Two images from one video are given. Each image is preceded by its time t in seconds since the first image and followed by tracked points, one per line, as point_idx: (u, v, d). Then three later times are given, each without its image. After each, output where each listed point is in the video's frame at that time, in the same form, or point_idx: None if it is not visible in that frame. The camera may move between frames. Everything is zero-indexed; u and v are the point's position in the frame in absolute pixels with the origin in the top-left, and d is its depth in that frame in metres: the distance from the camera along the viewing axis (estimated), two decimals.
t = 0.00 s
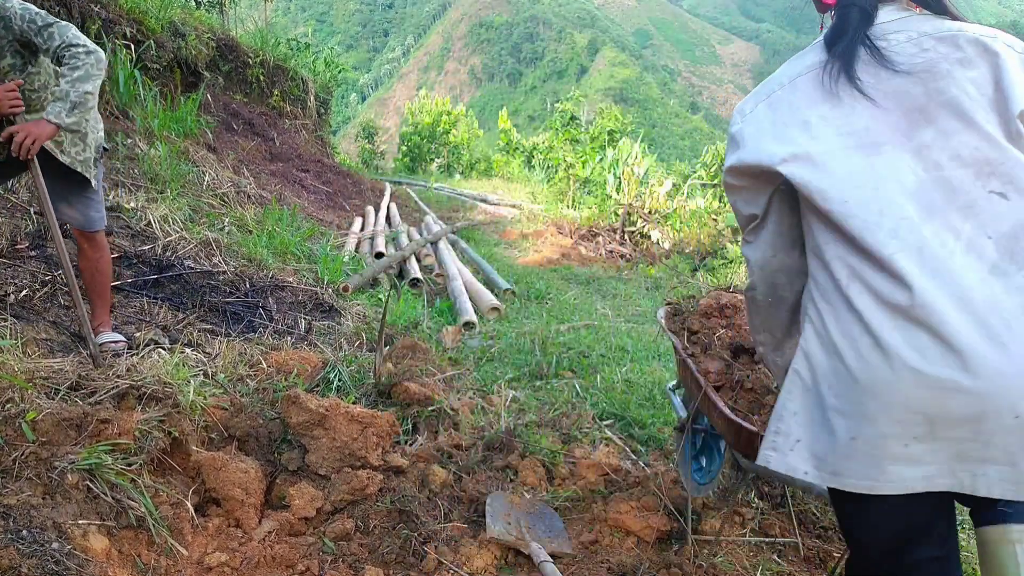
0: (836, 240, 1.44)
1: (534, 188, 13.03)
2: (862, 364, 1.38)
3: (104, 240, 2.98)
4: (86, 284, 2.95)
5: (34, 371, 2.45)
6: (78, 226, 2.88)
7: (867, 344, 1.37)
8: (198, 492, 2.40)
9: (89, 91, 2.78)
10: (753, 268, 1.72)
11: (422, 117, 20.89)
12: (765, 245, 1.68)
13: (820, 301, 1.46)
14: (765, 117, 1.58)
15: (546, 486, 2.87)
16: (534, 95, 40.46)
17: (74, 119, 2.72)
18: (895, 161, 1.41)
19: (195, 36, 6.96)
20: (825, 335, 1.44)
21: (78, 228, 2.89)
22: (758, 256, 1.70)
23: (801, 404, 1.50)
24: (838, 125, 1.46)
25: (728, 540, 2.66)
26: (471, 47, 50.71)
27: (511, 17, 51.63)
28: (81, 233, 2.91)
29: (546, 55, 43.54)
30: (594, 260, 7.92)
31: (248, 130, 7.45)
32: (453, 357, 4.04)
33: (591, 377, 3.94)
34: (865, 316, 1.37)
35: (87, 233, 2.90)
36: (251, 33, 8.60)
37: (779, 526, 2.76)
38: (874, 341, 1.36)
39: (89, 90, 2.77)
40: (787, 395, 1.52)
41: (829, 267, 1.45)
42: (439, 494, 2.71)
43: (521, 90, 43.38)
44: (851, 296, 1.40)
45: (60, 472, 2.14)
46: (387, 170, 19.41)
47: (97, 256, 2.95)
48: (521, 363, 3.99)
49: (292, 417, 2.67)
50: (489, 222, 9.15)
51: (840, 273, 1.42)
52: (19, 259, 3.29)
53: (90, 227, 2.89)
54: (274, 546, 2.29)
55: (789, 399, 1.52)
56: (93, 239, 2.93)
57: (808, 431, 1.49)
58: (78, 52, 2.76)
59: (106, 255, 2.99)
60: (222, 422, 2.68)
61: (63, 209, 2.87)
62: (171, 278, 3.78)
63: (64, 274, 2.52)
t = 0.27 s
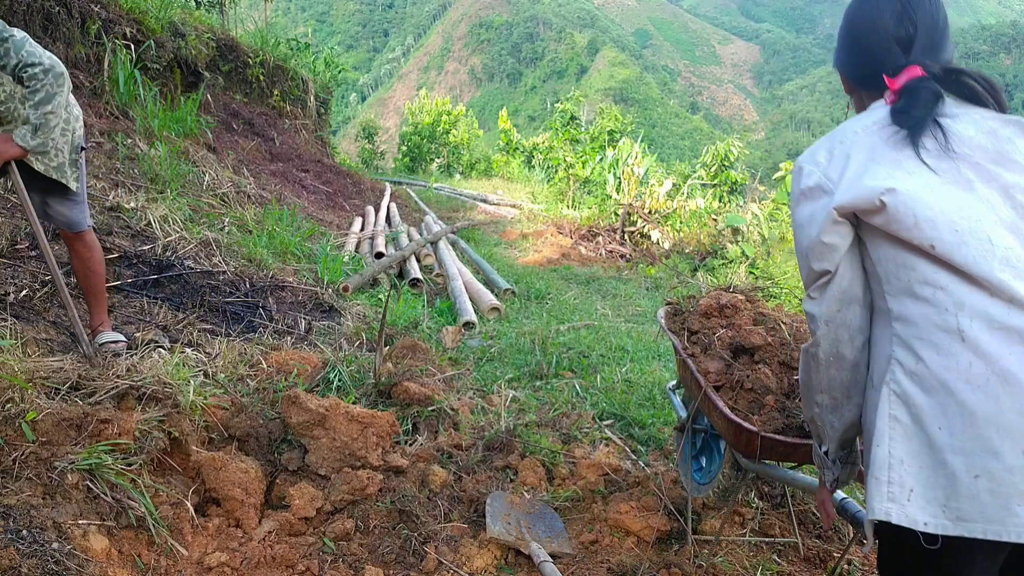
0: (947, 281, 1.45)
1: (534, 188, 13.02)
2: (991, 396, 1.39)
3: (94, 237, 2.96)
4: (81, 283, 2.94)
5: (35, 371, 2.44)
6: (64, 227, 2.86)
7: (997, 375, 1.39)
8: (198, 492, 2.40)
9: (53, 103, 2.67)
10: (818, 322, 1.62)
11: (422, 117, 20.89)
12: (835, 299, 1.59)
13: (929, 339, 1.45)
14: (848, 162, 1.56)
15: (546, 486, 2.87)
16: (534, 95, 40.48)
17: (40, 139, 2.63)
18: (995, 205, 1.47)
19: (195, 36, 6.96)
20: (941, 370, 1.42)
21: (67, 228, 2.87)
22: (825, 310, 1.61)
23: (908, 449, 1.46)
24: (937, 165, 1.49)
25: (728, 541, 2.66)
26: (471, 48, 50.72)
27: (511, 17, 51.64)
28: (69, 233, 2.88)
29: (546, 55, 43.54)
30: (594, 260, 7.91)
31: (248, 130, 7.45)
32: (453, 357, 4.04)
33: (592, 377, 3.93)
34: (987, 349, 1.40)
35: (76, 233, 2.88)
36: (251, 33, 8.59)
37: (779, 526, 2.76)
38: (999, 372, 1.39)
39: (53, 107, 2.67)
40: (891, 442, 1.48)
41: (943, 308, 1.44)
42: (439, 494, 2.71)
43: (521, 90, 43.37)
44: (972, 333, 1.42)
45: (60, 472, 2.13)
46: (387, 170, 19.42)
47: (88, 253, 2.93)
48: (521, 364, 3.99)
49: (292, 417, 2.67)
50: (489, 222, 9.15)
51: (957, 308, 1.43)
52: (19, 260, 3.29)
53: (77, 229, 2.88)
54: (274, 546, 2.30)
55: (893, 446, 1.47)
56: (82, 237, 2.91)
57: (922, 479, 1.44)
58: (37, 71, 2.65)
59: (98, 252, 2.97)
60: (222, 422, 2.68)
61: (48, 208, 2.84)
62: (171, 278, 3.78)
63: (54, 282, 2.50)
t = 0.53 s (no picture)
0: (980, 320, 1.62)
1: (534, 188, 13.03)
2: None
3: (103, 237, 2.95)
4: (86, 282, 2.94)
5: (34, 370, 2.44)
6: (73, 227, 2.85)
7: None
8: (198, 492, 2.40)
9: (57, 141, 2.63)
10: (865, 359, 1.70)
11: (422, 117, 20.90)
12: (878, 336, 1.69)
13: (974, 374, 1.59)
14: (887, 237, 1.74)
15: (546, 486, 2.87)
16: (533, 95, 40.49)
17: (32, 167, 2.58)
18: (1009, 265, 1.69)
19: (195, 36, 6.96)
20: (989, 398, 1.56)
21: (76, 228, 2.86)
22: (871, 345, 1.69)
23: (964, 474, 1.57)
24: (960, 236, 1.70)
25: (728, 541, 2.66)
26: (471, 48, 50.74)
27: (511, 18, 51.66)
28: (77, 233, 2.87)
29: (546, 55, 43.55)
30: (593, 259, 7.92)
31: (248, 130, 7.45)
32: (453, 357, 4.04)
33: (592, 377, 3.93)
34: None
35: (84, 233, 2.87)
36: (251, 33, 8.59)
37: (779, 525, 2.77)
38: None
39: (54, 145, 2.62)
40: (948, 472, 1.58)
41: (978, 343, 1.60)
42: (439, 494, 2.71)
43: (521, 90, 43.38)
44: (1009, 362, 1.57)
45: (60, 472, 2.13)
46: (387, 170, 19.43)
47: (96, 253, 2.92)
48: (521, 364, 3.99)
49: (292, 418, 2.66)
50: (489, 222, 9.16)
51: (996, 344, 1.59)
52: (19, 260, 3.29)
53: (88, 229, 2.87)
54: (274, 546, 2.30)
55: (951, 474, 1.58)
56: (92, 238, 2.90)
57: (981, 499, 1.56)
58: (53, 111, 2.59)
59: (107, 251, 2.96)
60: (222, 422, 2.68)
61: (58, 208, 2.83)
62: (171, 278, 3.78)
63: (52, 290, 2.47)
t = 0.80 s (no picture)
0: (965, 322, 1.70)
1: (534, 188, 13.03)
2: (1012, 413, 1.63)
3: (112, 239, 2.95)
4: (90, 282, 2.93)
5: (34, 370, 2.43)
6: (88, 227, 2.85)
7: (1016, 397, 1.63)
8: (198, 492, 2.40)
9: (93, 129, 2.71)
10: (863, 342, 1.76)
11: (422, 117, 20.89)
12: (878, 323, 1.76)
13: (958, 375, 1.68)
14: (886, 246, 1.81)
15: (546, 486, 2.87)
16: (533, 95, 40.49)
17: (69, 153, 2.65)
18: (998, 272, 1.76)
19: (195, 36, 6.96)
20: (970, 397, 1.65)
21: (87, 229, 2.85)
22: (870, 331, 1.75)
23: (948, 468, 1.66)
24: (953, 243, 1.77)
25: (728, 541, 2.66)
26: (471, 48, 50.74)
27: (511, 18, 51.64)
28: (88, 233, 2.87)
29: (546, 55, 43.52)
30: (593, 259, 7.92)
31: (248, 130, 7.45)
32: (453, 357, 4.04)
33: (592, 377, 3.93)
34: (1004, 375, 1.65)
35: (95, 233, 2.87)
36: (250, 33, 8.59)
37: (779, 524, 2.77)
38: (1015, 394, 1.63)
39: (92, 131, 2.70)
40: (933, 467, 1.67)
41: (961, 343, 1.69)
42: (439, 494, 2.71)
43: (520, 90, 43.36)
44: (988, 361, 1.66)
45: (60, 472, 2.13)
46: (387, 171, 19.42)
47: (104, 254, 2.92)
48: (521, 364, 3.99)
49: (292, 417, 2.66)
50: (489, 222, 9.16)
51: (979, 345, 1.68)
52: (19, 259, 3.28)
53: (102, 229, 2.87)
54: (274, 546, 2.30)
55: (935, 468, 1.67)
56: (102, 239, 2.90)
57: (966, 492, 1.65)
58: (90, 96, 2.70)
59: (114, 253, 2.96)
60: (222, 422, 2.68)
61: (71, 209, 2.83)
62: (171, 278, 3.78)
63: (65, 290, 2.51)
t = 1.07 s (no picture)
0: (966, 299, 1.75)
1: (534, 188, 13.03)
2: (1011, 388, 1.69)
3: (109, 238, 2.95)
4: (89, 282, 2.92)
5: (34, 370, 2.43)
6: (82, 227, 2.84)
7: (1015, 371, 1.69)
8: (198, 492, 2.40)
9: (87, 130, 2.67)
10: (850, 312, 1.81)
11: (422, 117, 20.89)
12: (865, 295, 1.81)
13: (958, 348, 1.73)
14: (886, 219, 1.86)
15: (546, 486, 2.87)
16: (533, 95, 40.49)
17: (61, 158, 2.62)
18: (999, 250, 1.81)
19: (195, 36, 6.96)
20: (972, 370, 1.70)
21: (85, 228, 2.85)
22: (857, 302, 1.81)
23: (946, 440, 1.72)
24: (955, 219, 1.81)
25: (728, 541, 2.66)
26: (471, 48, 50.75)
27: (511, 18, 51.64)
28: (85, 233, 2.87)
29: (546, 55, 43.52)
30: (593, 259, 7.92)
31: (248, 130, 7.45)
32: (453, 357, 4.04)
33: (592, 377, 3.93)
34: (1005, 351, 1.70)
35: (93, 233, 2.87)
36: (250, 33, 8.58)
37: (778, 525, 2.77)
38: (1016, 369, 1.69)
39: (86, 133, 2.67)
40: (932, 438, 1.72)
41: (965, 320, 1.74)
42: (439, 494, 2.71)
43: (520, 90, 43.36)
44: (992, 338, 1.71)
45: (60, 472, 2.13)
46: (387, 171, 19.43)
47: (101, 254, 2.92)
48: (521, 364, 3.99)
49: (292, 418, 2.66)
50: (489, 222, 9.16)
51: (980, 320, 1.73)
52: (19, 259, 3.28)
53: (97, 230, 2.87)
54: (274, 546, 2.30)
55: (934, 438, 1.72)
56: (99, 238, 2.90)
57: (964, 463, 1.71)
58: (86, 99, 2.68)
59: (111, 252, 2.96)
60: (222, 422, 2.68)
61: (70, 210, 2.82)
62: (171, 278, 3.78)
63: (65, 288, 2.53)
